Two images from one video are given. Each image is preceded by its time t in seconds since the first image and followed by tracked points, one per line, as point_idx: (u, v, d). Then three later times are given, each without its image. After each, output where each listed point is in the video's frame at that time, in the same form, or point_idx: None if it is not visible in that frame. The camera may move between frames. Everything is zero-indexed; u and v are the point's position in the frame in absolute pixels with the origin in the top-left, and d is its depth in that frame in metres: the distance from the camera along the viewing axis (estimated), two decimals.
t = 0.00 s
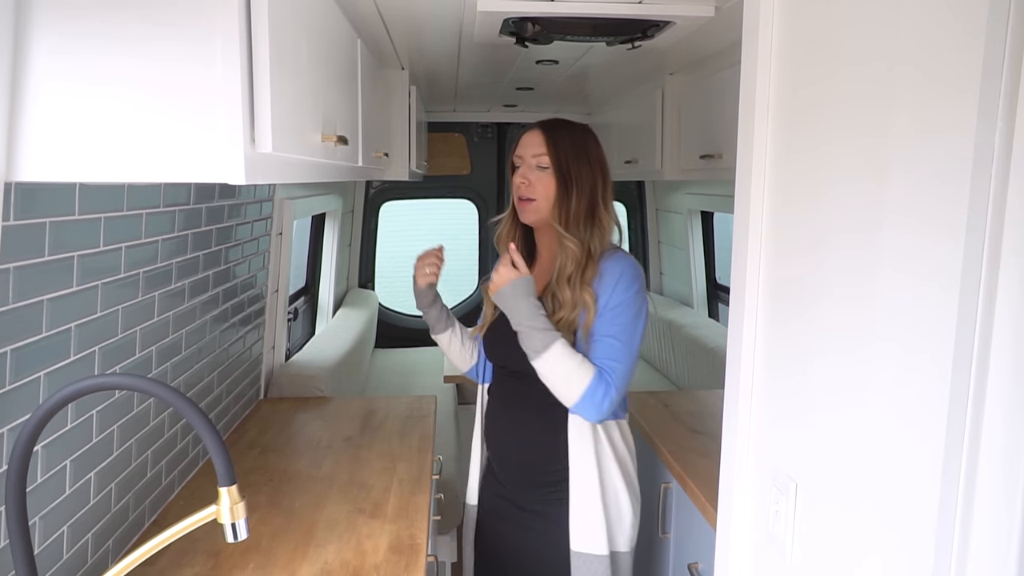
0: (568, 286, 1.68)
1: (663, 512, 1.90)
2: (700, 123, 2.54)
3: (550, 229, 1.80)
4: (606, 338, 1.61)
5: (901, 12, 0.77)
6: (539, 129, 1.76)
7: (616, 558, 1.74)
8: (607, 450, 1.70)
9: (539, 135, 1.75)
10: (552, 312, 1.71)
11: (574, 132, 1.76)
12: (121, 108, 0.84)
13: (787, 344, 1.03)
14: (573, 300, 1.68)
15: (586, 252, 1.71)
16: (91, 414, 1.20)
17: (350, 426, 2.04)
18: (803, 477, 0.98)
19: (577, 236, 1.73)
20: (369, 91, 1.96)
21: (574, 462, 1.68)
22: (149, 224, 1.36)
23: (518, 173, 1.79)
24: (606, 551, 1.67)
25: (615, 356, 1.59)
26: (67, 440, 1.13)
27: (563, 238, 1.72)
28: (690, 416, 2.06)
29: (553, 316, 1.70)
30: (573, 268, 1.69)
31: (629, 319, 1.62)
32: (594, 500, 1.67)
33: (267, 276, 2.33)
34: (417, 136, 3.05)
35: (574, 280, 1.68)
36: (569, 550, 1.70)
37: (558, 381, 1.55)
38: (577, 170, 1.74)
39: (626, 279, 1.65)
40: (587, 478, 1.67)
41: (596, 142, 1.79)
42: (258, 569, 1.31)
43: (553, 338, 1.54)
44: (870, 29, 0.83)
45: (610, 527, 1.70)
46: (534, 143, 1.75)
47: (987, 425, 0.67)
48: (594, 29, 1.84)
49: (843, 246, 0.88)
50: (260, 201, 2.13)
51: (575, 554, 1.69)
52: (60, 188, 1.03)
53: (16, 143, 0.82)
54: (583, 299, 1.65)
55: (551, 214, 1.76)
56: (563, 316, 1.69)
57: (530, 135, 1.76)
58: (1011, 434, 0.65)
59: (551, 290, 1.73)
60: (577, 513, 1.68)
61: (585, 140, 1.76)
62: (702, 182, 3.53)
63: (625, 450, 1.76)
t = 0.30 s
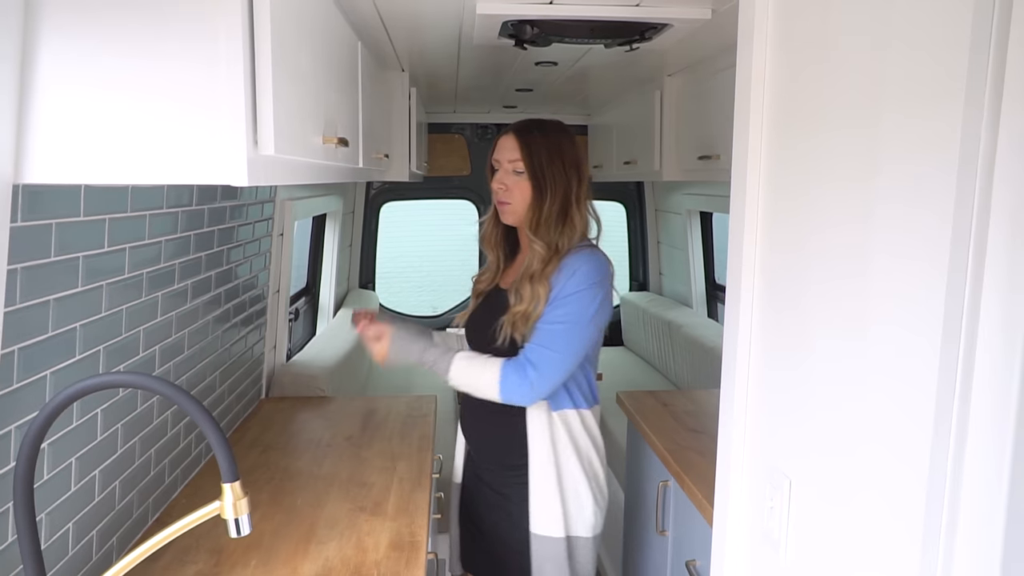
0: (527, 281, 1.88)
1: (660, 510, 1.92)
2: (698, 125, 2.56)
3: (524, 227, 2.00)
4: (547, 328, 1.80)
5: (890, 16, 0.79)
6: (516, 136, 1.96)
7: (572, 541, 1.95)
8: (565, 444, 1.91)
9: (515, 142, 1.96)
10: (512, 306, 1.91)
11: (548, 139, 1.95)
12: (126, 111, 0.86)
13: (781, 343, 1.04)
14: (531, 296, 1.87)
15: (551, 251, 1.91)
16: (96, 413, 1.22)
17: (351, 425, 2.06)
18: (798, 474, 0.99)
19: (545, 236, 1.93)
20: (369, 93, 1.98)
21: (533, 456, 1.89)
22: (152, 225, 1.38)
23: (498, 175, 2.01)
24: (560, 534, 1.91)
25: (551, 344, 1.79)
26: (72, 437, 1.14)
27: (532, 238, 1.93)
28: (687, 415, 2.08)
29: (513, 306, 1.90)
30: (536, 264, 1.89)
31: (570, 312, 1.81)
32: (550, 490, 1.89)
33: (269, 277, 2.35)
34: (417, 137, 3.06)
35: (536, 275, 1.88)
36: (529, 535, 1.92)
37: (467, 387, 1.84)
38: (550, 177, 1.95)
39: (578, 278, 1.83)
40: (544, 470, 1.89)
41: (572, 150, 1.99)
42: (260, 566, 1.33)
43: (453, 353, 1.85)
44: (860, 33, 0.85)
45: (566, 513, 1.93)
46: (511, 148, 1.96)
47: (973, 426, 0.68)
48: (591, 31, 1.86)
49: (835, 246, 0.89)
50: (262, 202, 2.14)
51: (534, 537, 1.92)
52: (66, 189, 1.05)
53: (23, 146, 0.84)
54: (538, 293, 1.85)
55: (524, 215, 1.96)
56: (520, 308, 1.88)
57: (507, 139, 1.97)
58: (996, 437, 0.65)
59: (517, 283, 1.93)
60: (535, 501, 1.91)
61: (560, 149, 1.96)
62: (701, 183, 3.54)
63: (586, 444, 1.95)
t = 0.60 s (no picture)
0: (500, 278, 1.93)
1: (658, 509, 1.94)
2: (697, 127, 2.58)
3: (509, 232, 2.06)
4: (512, 324, 1.83)
5: (881, 21, 0.81)
6: (512, 142, 2.01)
7: (533, 532, 2.00)
8: (531, 439, 1.97)
9: (511, 146, 2.01)
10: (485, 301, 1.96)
11: (543, 150, 2.03)
12: (134, 113, 0.87)
13: (774, 341, 1.07)
14: (502, 293, 1.92)
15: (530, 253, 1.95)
16: (102, 411, 1.24)
17: (352, 425, 2.07)
18: (792, 470, 1.01)
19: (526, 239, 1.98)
20: (371, 96, 1.99)
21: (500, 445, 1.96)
22: (157, 226, 1.39)
23: (489, 178, 2.06)
24: (521, 523, 1.97)
25: (515, 340, 1.81)
26: (80, 435, 1.16)
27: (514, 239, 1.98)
28: (685, 415, 2.10)
29: (485, 305, 1.95)
30: (512, 265, 1.93)
31: (535, 310, 1.83)
32: (513, 480, 1.96)
33: (270, 278, 2.36)
34: (418, 139, 3.08)
35: (509, 275, 1.92)
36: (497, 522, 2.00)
37: (460, 420, 1.82)
38: (540, 184, 2.01)
39: (544, 275, 1.86)
40: (509, 460, 1.96)
41: (560, 160, 2.06)
42: (263, 562, 1.34)
43: (429, 402, 1.81)
44: (852, 38, 0.87)
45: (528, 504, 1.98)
46: (506, 154, 2.01)
47: (962, 413, 0.71)
48: (590, 35, 1.88)
49: (829, 248, 0.91)
50: (264, 203, 2.16)
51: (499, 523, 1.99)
52: (74, 191, 1.07)
53: (35, 149, 0.86)
54: (509, 291, 1.91)
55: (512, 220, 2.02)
56: (491, 306, 1.93)
57: (503, 145, 2.02)
58: (984, 418, 0.70)
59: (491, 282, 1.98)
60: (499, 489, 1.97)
61: (552, 158, 2.03)
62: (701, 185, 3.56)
63: (555, 440, 2.00)
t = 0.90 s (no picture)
0: (506, 277, 1.94)
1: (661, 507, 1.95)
2: (700, 127, 2.58)
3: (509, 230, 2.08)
4: (527, 317, 1.86)
5: (885, 22, 0.82)
6: (512, 141, 2.03)
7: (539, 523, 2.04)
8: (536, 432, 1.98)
9: (511, 146, 2.03)
10: (491, 300, 1.97)
11: (543, 149, 2.05)
12: (147, 114, 0.88)
13: (779, 343, 1.08)
14: (510, 290, 1.93)
15: (534, 251, 1.97)
16: (113, 408, 1.25)
17: (357, 423, 2.08)
18: (796, 466, 1.02)
19: (529, 238, 2.00)
20: (376, 96, 2.01)
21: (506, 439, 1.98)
22: (166, 225, 1.41)
23: (489, 176, 2.06)
24: (527, 515, 1.99)
25: (531, 333, 1.84)
26: (92, 432, 1.18)
27: (517, 238, 1.99)
28: (688, 413, 2.11)
29: (493, 302, 1.96)
30: (518, 264, 1.94)
31: (550, 305, 1.86)
32: (518, 472, 1.97)
33: (275, 277, 2.38)
34: (421, 139, 3.10)
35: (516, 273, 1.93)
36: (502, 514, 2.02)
37: (464, 388, 1.86)
38: (541, 182, 2.04)
39: (557, 271, 1.89)
40: (515, 455, 1.97)
41: (557, 158, 2.09)
42: (271, 558, 1.36)
43: (442, 362, 1.85)
44: (856, 39, 0.88)
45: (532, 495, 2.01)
46: (507, 153, 2.03)
47: (965, 418, 0.72)
48: (595, 36, 1.89)
49: (832, 251, 0.92)
50: (269, 203, 2.17)
51: (505, 516, 2.01)
52: (87, 191, 1.08)
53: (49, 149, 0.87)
54: (519, 288, 1.92)
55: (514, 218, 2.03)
56: (501, 303, 1.94)
57: (504, 145, 2.03)
58: (985, 423, 0.70)
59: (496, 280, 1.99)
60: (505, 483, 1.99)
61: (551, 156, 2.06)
62: (703, 185, 3.57)
63: (557, 432, 2.03)
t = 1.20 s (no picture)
0: (521, 280, 1.96)
1: (662, 508, 1.97)
2: (700, 131, 2.60)
3: (514, 237, 2.10)
4: (548, 320, 1.91)
5: (884, 28, 0.83)
6: (512, 152, 2.06)
7: (559, 521, 2.09)
8: (554, 429, 2.04)
9: (512, 157, 2.05)
10: (506, 304, 1.97)
11: (542, 156, 2.08)
12: (159, 120, 0.90)
13: (780, 344, 1.09)
14: (526, 292, 1.95)
15: (544, 253, 2.00)
16: (120, 410, 1.26)
17: (360, 426, 2.10)
18: (796, 465, 1.04)
19: (538, 241, 2.03)
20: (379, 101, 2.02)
21: (524, 440, 2.03)
22: (173, 229, 1.42)
23: (492, 187, 2.08)
24: (549, 512, 2.05)
25: (554, 336, 1.89)
26: (100, 433, 1.19)
27: (527, 242, 2.01)
28: (689, 415, 2.12)
29: (507, 306, 1.97)
30: (531, 267, 1.96)
31: (568, 308, 1.92)
32: (538, 464, 2.03)
33: (278, 280, 2.39)
34: (422, 143, 3.11)
35: (529, 276, 1.96)
36: (520, 515, 2.06)
37: (495, 400, 1.89)
38: (543, 187, 2.07)
39: (571, 274, 1.95)
40: (535, 455, 2.03)
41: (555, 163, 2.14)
42: (276, 559, 1.37)
43: (472, 381, 1.88)
44: (855, 47, 0.89)
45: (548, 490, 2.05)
46: (509, 164, 2.05)
47: (961, 421, 0.73)
48: (596, 41, 1.91)
49: (832, 256, 0.94)
50: (272, 207, 2.18)
51: (526, 516, 2.06)
52: (96, 196, 1.09)
53: (63, 153, 0.88)
54: (536, 288, 1.94)
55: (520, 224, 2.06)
56: (516, 306, 1.96)
57: (505, 155, 2.05)
58: (982, 426, 0.71)
59: (506, 284, 2.00)
60: (524, 483, 2.04)
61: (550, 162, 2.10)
62: (703, 189, 3.59)
63: (568, 428, 2.08)
